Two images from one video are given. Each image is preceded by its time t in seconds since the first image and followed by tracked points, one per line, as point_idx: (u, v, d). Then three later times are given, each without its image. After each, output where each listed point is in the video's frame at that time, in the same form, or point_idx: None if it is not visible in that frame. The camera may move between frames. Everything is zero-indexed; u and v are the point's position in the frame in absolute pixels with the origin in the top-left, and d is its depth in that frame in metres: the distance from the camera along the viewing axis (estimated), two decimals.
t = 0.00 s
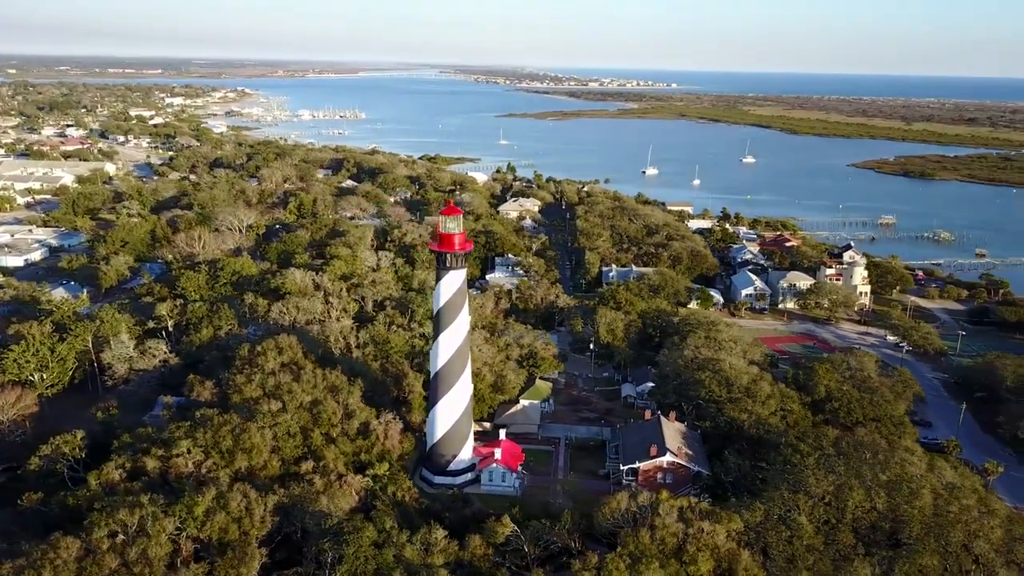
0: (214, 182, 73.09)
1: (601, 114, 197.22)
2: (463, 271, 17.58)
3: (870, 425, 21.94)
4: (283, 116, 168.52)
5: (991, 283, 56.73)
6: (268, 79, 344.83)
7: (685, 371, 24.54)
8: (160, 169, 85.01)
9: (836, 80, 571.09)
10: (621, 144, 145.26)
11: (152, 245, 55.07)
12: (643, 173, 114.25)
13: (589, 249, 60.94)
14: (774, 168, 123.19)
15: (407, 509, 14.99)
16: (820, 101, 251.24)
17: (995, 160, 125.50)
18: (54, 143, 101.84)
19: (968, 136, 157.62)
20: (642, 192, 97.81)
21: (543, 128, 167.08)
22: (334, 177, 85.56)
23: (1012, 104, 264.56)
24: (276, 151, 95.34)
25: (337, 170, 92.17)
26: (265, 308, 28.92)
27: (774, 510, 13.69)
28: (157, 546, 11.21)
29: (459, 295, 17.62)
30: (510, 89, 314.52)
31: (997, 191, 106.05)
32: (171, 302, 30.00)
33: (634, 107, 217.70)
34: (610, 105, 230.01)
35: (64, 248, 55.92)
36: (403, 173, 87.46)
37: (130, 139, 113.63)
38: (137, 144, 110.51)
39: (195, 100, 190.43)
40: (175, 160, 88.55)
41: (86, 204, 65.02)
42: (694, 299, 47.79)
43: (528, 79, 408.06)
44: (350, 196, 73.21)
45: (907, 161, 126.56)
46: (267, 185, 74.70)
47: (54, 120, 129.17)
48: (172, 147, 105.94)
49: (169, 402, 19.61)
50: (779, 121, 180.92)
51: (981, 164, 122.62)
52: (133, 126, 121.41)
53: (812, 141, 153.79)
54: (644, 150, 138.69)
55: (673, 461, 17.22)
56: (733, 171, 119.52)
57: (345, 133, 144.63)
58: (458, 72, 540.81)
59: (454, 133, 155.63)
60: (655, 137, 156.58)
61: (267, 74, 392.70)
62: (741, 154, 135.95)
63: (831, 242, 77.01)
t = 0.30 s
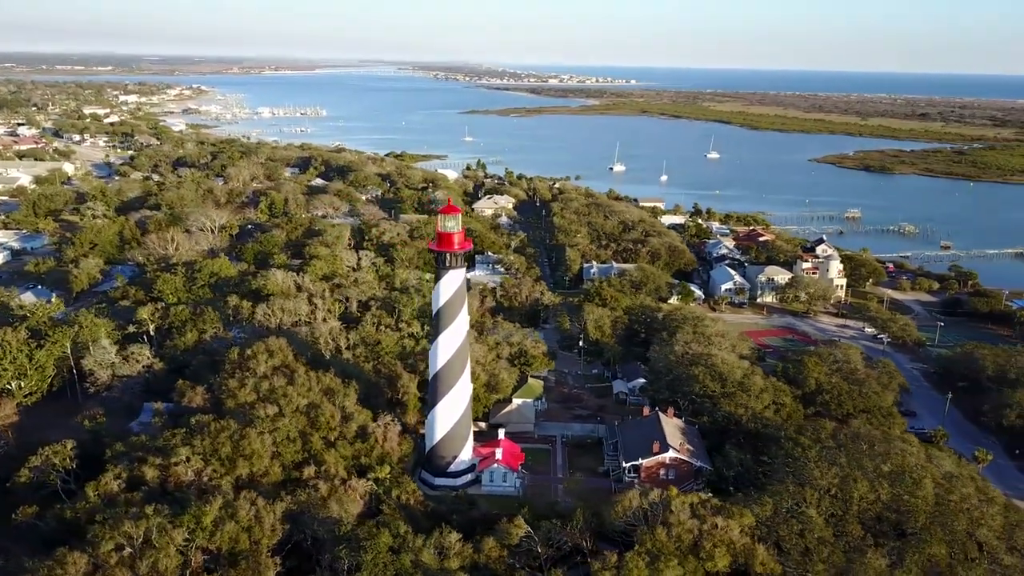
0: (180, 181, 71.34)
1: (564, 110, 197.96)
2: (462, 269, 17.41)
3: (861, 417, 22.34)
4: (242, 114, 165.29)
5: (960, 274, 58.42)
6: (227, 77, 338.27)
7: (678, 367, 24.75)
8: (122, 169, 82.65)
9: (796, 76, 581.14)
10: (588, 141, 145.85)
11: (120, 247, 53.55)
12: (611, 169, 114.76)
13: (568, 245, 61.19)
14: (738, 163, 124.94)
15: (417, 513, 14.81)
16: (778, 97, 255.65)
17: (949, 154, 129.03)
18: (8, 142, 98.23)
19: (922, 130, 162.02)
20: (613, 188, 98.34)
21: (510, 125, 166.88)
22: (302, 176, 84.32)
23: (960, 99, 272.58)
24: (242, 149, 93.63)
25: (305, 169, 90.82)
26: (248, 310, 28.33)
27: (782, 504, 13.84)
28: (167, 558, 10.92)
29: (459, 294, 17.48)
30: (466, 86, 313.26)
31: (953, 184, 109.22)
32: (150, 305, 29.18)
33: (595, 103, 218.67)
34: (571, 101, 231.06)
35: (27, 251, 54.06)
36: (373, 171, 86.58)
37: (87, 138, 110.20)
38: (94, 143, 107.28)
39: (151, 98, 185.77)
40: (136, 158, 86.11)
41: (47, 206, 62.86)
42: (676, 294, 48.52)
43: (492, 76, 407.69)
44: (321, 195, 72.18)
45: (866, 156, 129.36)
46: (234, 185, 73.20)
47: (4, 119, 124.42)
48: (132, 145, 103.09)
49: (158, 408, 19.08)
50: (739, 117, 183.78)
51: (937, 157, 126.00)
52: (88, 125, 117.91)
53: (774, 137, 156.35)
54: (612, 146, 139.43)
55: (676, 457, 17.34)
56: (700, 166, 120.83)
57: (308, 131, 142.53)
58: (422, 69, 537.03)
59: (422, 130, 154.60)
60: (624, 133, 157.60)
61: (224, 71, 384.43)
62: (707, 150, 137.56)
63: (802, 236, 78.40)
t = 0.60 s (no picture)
0: (142, 181, 69.47)
1: (524, 107, 197.95)
2: (461, 269, 17.23)
3: (850, 408, 22.82)
4: (198, 112, 161.68)
5: (929, 266, 60.06)
6: (179, 74, 329.95)
7: (670, 363, 25.00)
8: (79, 168, 80.03)
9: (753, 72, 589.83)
10: (551, 137, 146.11)
11: (87, 250, 51.88)
12: (576, 166, 114.98)
13: (546, 242, 61.36)
14: (701, 159, 126.41)
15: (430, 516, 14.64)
16: (735, 93, 259.67)
17: (903, 148, 132.52)
18: None
19: (876, 125, 166.12)
20: (583, 184, 98.77)
21: (474, 122, 166.32)
22: (268, 174, 82.89)
23: (910, 94, 280.08)
24: (204, 148, 91.61)
25: (270, 168, 89.28)
26: (230, 313, 27.71)
27: (789, 497, 14.03)
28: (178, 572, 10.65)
29: (459, 294, 17.31)
30: (426, 83, 311.25)
31: (910, 178, 112.22)
32: (129, 309, 28.32)
33: (555, 100, 219.44)
34: (531, 98, 231.75)
35: None
36: (341, 169, 85.57)
37: (38, 138, 106.42)
38: (46, 143, 103.67)
39: (101, 96, 180.11)
40: (94, 158, 83.47)
41: (5, 209, 60.58)
42: (656, 290, 49.17)
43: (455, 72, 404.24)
44: (291, 193, 71.02)
45: (824, 150, 132.01)
46: (199, 184, 71.56)
47: None
48: (88, 144, 100.01)
49: (150, 415, 18.61)
50: (697, 113, 186.39)
51: (892, 152, 129.32)
52: (41, 124, 113.87)
53: (736, 133, 158.68)
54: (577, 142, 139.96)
55: (678, 453, 17.48)
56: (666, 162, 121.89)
57: (268, 129, 140.13)
58: (380, 65, 532.38)
59: (389, 127, 153.34)
60: (590, 130, 158.41)
61: (177, 67, 375.74)
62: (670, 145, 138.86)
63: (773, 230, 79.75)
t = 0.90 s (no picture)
0: (100, 180, 67.32)
1: (483, 102, 197.61)
2: (460, 267, 17.06)
3: (838, 399, 23.55)
4: (150, 107, 157.20)
5: (896, 256, 61.83)
6: (127, 69, 319.93)
7: (661, 358, 25.27)
8: (31, 166, 77.09)
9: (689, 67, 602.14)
10: (513, 132, 145.87)
11: (49, 252, 50.01)
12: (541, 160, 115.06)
13: (522, 237, 61.46)
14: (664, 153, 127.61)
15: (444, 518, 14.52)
16: (691, 87, 263.04)
17: (858, 141, 135.78)
18: None
19: (830, 118, 170.00)
20: (552, 179, 99.08)
21: (436, 117, 165.02)
22: (230, 171, 81.19)
23: (859, 87, 287.53)
24: (162, 145, 89.09)
25: (232, 164, 87.43)
26: (211, 314, 27.03)
27: (795, 488, 14.23)
28: None
29: (458, 292, 17.13)
30: (383, 77, 308.12)
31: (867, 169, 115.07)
32: (103, 313, 27.35)
33: (515, 94, 219.33)
34: (491, 92, 231.69)
35: None
36: (307, 165, 84.37)
37: None
38: None
39: (46, 91, 173.60)
40: (46, 155, 80.50)
41: None
42: (635, 284, 49.80)
43: (378, 69, 401.69)
44: (259, 190, 69.70)
45: (782, 143, 134.46)
46: (160, 182, 69.66)
47: None
48: (39, 141, 96.42)
49: (138, 421, 18.01)
50: (656, 106, 188.55)
51: (847, 144, 132.44)
52: None
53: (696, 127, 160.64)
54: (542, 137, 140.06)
55: (679, 447, 17.62)
56: (630, 156, 122.77)
57: (224, 124, 137.15)
58: (339, 59, 525.56)
59: (351, 122, 151.63)
60: (554, 124, 158.92)
61: (124, 62, 364.89)
62: (632, 139, 139.88)
63: (743, 222, 81.12)
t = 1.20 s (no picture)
0: (57, 179, 64.91)
1: (442, 96, 196.54)
2: (461, 266, 16.89)
3: (827, 389, 24.28)
4: (100, 104, 152.08)
5: (866, 247, 63.40)
6: (68, 64, 308.31)
7: (653, 354, 25.54)
8: None
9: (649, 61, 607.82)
10: (475, 127, 145.25)
11: (9, 255, 48.04)
12: (507, 156, 114.98)
13: (500, 233, 61.42)
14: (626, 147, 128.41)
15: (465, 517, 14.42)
16: (648, 81, 265.43)
17: (813, 134, 138.54)
18: None
19: (786, 112, 173.29)
20: (521, 174, 99.09)
21: (397, 113, 163.34)
22: (192, 169, 79.16)
23: (808, 81, 293.81)
24: (118, 143, 86.37)
25: (193, 162, 85.21)
26: (194, 317, 26.32)
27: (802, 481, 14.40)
28: None
29: (459, 292, 16.95)
30: (338, 72, 303.81)
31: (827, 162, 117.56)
32: (79, 319, 26.37)
33: (474, 89, 218.68)
34: (451, 87, 230.43)
35: None
36: (272, 161, 82.76)
37: None
38: None
39: None
40: None
41: None
42: (616, 279, 50.28)
43: (333, 62, 396.24)
44: (226, 188, 68.12)
45: (742, 137, 136.54)
46: (121, 181, 67.53)
47: None
48: None
49: (131, 428, 17.49)
50: (618, 101, 189.91)
51: (804, 137, 135.11)
52: None
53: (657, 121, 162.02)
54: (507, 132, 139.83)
55: (682, 443, 17.77)
56: (595, 150, 123.32)
57: (180, 122, 133.53)
58: (296, 54, 516.74)
59: (313, 119, 149.22)
60: (517, 119, 158.90)
61: (68, 57, 351.96)
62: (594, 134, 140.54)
63: (714, 216, 82.29)
